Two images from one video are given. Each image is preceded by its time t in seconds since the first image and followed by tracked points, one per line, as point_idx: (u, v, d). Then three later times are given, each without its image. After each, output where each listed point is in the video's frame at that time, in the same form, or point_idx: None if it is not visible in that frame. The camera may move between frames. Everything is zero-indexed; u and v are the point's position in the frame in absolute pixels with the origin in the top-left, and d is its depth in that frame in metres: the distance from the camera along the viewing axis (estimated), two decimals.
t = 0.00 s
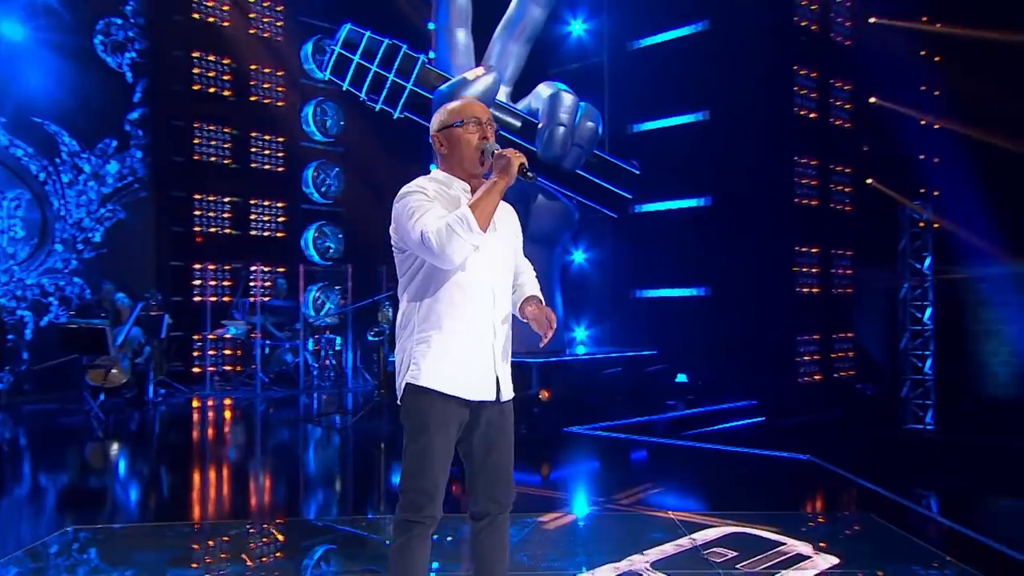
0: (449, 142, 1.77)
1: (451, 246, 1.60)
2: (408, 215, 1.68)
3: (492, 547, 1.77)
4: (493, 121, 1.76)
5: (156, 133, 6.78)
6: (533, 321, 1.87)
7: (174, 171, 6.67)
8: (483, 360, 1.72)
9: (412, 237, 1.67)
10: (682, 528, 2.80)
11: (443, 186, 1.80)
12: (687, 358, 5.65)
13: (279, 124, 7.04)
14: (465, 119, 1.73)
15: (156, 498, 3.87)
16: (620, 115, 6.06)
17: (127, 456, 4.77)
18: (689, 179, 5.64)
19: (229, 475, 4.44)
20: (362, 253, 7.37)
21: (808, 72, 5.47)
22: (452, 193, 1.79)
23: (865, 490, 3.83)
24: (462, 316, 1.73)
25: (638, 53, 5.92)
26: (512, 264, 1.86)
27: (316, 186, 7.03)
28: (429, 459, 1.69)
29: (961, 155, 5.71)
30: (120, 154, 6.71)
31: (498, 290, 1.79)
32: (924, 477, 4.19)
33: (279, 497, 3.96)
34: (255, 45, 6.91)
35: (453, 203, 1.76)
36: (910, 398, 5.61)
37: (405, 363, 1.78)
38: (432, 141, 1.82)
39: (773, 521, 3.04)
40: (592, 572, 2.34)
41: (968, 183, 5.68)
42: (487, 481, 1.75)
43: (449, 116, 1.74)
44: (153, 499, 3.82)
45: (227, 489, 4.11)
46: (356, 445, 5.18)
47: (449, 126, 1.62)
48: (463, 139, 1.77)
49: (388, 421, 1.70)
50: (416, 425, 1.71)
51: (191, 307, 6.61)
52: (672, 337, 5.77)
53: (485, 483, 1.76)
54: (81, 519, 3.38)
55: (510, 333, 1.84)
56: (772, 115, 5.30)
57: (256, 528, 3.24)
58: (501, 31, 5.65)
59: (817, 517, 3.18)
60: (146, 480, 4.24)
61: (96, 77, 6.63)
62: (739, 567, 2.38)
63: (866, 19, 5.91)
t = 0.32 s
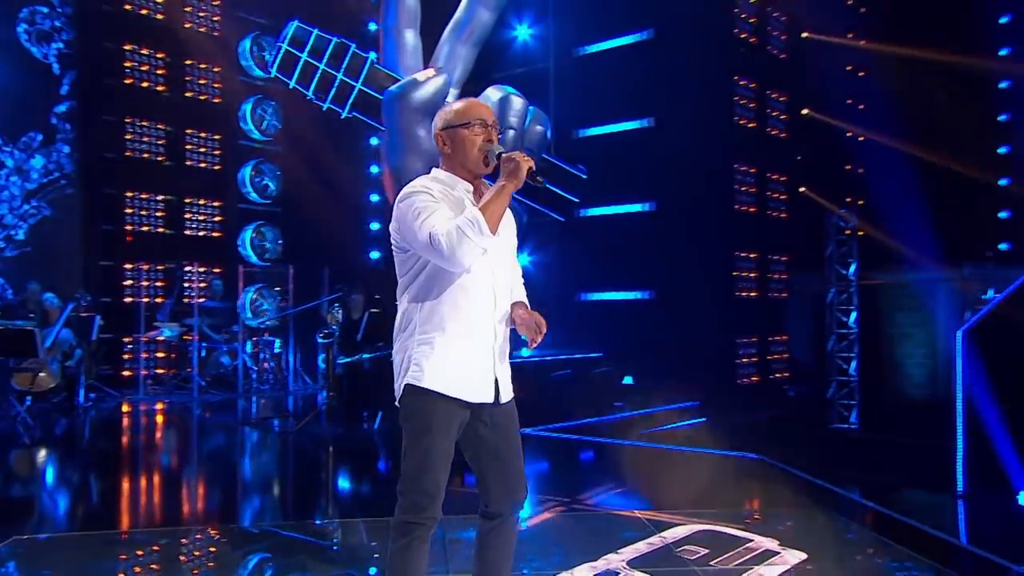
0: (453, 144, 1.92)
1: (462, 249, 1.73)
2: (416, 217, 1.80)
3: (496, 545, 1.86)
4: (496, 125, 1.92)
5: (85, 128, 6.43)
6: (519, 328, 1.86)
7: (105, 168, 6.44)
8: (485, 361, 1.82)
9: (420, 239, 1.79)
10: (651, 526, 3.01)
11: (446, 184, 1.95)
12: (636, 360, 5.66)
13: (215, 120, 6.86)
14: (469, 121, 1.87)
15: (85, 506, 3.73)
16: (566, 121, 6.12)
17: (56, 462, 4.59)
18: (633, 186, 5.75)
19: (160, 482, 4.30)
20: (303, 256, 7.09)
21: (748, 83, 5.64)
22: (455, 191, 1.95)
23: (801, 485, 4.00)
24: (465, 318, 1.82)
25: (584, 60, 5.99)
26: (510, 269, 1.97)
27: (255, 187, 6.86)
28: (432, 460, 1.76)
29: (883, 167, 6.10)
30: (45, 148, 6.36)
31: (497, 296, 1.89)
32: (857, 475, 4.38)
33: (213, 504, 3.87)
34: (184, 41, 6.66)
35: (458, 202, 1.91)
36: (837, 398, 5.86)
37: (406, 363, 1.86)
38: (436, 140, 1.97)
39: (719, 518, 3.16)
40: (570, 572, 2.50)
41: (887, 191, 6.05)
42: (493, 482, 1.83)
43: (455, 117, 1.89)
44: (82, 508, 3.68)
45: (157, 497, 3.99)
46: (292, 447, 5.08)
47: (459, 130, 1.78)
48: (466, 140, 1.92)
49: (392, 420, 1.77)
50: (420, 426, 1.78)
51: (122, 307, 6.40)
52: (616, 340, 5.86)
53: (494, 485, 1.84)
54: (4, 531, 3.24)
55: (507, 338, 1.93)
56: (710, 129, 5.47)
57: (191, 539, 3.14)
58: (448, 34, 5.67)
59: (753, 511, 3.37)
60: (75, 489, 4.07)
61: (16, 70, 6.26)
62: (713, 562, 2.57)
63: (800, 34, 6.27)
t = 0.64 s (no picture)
0: (454, 148, 2.08)
1: (471, 251, 1.89)
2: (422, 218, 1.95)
3: (474, 539, 2.04)
4: (492, 129, 2.09)
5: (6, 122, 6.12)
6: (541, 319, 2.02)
7: (30, 164, 6.22)
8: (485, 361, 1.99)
9: (425, 240, 1.93)
10: (613, 521, 3.27)
11: (447, 187, 2.12)
12: (575, 362, 5.89)
13: (148, 120, 6.72)
14: (470, 128, 2.03)
15: (10, 513, 3.68)
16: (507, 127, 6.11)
17: None
18: (573, 193, 5.92)
19: (88, 486, 4.26)
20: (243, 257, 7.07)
21: (680, 97, 5.93)
22: (457, 194, 2.12)
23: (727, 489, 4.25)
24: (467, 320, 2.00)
25: (525, 71, 6.07)
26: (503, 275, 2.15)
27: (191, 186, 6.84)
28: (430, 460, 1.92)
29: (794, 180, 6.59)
30: None
31: (493, 300, 2.06)
32: (781, 473, 4.67)
33: (143, 509, 3.87)
34: (119, 38, 6.49)
35: (460, 204, 2.08)
36: (757, 397, 6.17)
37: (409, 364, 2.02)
38: (434, 145, 2.12)
39: (653, 510, 3.52)
40: (544, 565, 2.74)
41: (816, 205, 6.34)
42: (477, 481, 2.00)
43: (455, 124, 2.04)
44: (6, 515, 3.64)
45: (86, 502, 3.96)
46: (234, 451, 5.11)
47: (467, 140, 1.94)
48: (465, 145, 2.08)
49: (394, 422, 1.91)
50: (418, 426, 1.94)
51: (52, 309, 6.20)
52: (561, 344, 5.92)
53: (477, 485, 2.02)
54: None
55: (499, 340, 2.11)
56: (644, 146, 5.72)
57: (118, 547, 3.16)
58: (393, 41, 5.73)
59: (683, 507, 3.66)
60: None
61: None
62: (678, 555, 2.85)
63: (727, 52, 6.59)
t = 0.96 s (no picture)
0: (445, 153, 2.26)
1: (469, 253, 2.10)
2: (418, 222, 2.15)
3: (468, 530, 2.26)
4: (477, 136, 2.31)
5: None
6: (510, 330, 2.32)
7: None
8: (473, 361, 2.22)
9: (423, 241, 2.14)
10: (571, 512, 3.70)
11: (436, 190, 2.31)
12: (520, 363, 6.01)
13: (76, 118, 6.75)
14: (463, 134, 2.24)
15: None
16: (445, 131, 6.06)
17: None
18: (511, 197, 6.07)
19: (15, 490, 4.25)
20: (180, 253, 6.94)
21: (612, 105, 6.27)
22: (445, 197, 2.32)
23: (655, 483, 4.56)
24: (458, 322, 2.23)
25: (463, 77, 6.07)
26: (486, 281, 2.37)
27: (120, 185, 6.66)
28: (425, 457, 2.15)
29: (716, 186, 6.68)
30: None
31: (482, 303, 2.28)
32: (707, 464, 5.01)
33: (70, 512, 3.90)
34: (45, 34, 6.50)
35: (449, 208, 2.29)
36: (681, 390, 6.53)
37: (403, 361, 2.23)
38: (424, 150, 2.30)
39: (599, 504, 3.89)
40: (514, 554, 3.12)
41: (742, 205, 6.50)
42: (475, 477, 2.24)
43: (447, 130, 2.24)
44: None
45: (12, 506, 3.96)
46: (174, 453, 5.14)
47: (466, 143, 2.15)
48: (455, 150, 2.28)
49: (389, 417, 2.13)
50: (412, 422, 2.16)
51: None
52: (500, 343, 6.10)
53: (473, 480, 2.25)
54: None
55: (486, 341, 2.34)
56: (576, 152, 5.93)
57: (44, 554, 3.26)
58: (334, 44, 5.83)
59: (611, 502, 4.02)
60: None
61: None
62: (636, 542, 3.26)
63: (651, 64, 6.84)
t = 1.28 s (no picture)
0: (430, 152, 2.50)
1: (458, 247, 2.32)
2: (411, 216, 2.35)
3: (452, 512, 2.47)
4: (462, 138, 2.55)
5: None
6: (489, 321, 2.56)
7: None
8: (458, 350, 2.45)
9: (415, 236, 2.33)
10: (527, 498, 4.05)
11: (422, 188, 2.53)
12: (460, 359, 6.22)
13: None
14: (448, 132, 2.48)
15: None
16: (385, 131, 6.15)
17: None
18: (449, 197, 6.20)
19: None
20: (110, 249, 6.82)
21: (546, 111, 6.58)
22: (430, 194, 2.53)
23: (591, 469, 4.86)
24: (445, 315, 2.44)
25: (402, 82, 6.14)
26: (469, 275, 2.58)
27: (47, 182, 6.52)
28: (414, 445, 2.35)
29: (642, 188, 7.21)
30: None
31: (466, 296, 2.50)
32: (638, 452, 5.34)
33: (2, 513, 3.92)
34: None
35: (436, 205, 2.50)
36: (608, 383, 6.79)
37: (393, 351, 2.42)
38: (410, 149, 2.53)
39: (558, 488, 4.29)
40: (482, 538, 3.53)
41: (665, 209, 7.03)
42: (462, 463, 2.47)
43: (433, 130, 2.48)
44: None
45: None
46: (118, 452, 5.12)
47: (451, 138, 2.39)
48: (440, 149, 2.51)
49: (380, 407, 2.33)
50: (402, 411, 2.36)
51: None
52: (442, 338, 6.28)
53: (461, 467, 2.47)
54: None
55: (469, 331, 2.56)
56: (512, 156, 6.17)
57: None
58: (275, 45, 5.88)
59: (545, 486, 4.40)
60: None
61: None
62: (594, 523, 3.64)
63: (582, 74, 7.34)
